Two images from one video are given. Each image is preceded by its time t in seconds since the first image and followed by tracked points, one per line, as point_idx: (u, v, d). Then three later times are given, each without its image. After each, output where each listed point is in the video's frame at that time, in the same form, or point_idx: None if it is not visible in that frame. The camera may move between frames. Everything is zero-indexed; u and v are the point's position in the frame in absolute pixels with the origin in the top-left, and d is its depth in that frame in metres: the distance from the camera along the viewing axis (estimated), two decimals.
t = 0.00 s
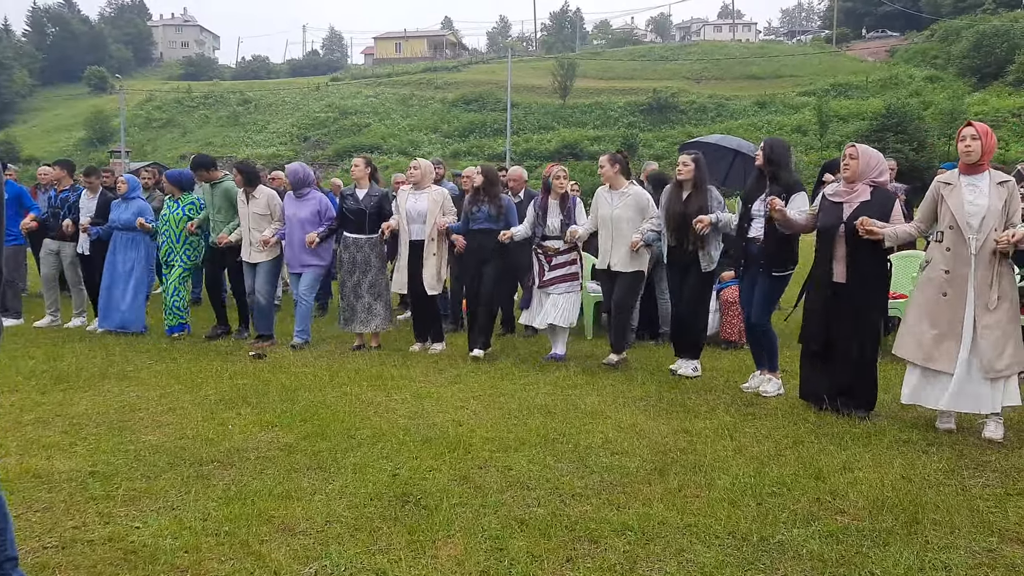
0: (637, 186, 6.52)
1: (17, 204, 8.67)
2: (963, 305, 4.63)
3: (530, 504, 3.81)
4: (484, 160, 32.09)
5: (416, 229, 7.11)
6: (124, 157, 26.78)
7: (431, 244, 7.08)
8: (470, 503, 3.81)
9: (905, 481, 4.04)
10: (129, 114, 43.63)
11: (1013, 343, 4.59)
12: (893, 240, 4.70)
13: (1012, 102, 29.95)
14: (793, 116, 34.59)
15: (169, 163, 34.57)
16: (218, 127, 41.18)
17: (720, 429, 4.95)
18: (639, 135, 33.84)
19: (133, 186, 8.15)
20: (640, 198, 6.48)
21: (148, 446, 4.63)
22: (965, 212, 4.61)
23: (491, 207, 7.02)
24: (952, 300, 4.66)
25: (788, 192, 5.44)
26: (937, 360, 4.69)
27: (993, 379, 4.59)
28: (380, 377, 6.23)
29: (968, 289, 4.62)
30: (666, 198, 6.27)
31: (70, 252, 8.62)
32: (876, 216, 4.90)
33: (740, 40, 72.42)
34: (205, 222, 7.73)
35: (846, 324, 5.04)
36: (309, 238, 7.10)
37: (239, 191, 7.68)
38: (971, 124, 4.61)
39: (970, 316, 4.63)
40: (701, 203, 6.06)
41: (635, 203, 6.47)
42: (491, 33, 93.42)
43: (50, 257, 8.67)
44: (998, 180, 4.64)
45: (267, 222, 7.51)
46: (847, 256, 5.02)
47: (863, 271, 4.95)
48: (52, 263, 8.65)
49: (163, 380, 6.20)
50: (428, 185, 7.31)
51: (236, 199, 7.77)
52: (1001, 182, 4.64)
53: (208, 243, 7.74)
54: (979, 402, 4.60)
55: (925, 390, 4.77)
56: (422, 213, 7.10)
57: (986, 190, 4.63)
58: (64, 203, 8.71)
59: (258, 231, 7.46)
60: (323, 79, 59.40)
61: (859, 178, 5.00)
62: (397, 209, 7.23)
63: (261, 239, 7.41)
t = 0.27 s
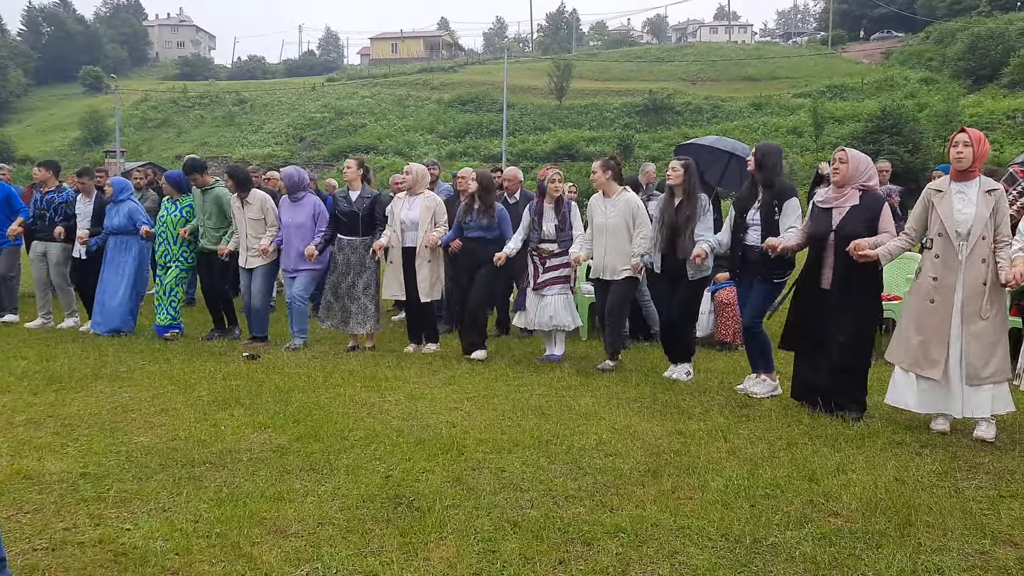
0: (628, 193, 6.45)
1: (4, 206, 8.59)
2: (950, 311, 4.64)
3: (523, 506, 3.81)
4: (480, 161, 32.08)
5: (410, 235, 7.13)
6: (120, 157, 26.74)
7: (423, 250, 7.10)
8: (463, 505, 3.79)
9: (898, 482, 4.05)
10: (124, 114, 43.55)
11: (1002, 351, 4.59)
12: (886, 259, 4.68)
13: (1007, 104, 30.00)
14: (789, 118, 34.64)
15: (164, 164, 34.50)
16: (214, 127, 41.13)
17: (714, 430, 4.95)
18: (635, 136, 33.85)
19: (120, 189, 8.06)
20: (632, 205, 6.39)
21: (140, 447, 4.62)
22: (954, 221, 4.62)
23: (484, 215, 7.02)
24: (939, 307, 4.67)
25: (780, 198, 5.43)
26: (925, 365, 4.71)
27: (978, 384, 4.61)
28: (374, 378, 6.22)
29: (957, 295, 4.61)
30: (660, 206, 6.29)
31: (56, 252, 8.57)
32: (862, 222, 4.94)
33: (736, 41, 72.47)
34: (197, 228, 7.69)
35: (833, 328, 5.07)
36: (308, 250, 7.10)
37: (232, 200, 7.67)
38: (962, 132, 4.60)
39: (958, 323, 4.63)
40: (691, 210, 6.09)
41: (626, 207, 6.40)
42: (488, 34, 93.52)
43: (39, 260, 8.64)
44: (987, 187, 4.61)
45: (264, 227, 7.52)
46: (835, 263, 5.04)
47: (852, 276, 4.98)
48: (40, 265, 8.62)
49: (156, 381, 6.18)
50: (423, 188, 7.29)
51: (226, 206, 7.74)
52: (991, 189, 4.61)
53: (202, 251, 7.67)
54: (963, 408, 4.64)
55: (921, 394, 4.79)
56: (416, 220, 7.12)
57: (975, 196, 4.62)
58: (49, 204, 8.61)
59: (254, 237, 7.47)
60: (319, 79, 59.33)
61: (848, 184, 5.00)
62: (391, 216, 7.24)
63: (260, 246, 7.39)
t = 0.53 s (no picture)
0: (628, 192, 6.47)
1: None
2: (944, 310, 4.65)
3: (516, 507, 3.80)
4: (475, 162, 32.07)
5: (405, 233, 7.15)
6: (114, 156, 26.66)
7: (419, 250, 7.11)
8: (456, 507, 3.79)
9: (891, 484, 4.05)
10: (118, 114, 43.46)
11: (996, 350, 4.59)
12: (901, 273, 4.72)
13: (1000, 107, 30.07)
14: (783, 120, 34.69)
15: (158, 164, 34.44)
16: (208, 127, 41.06)
17: (708, 432, 4.95)
18: (630, 138, 33.87)
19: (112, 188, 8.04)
20: (632, 203, 6.41)
21: (132, 447, 4.60)
22: (948, 219, 4.64)
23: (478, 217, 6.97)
24: (933, 306, 4.68)
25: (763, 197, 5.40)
26: (920, 365, 4.71)
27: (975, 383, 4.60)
28: (368, 379, 6.21)
29: (952, 294, 4.63)
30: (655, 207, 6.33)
31: (44, 251, 8.45)
32: (852, 221, 4.96)
33: (730, 43, 72.61)
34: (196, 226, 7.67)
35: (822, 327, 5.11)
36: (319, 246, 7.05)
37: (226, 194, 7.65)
38: (957, 130, 4.63)
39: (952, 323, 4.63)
40: (684, 210, 6.11)
41: (627, 207, 6.41)
42: (483, 35, 93.50)
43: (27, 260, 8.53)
44: (982, 185, 4.62)
45: (263, 227, 7.45)
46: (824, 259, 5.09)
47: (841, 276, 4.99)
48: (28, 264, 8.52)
49: (149, 381, 6.17)
50: (422, 188, 7.29)
51: (219, 201, 7.70)
52: (985, 187, 4.62)
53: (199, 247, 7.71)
54: (954, 407, 4.63)
55: (907, 394, 4.81)
56: (413, 218, 7.10)
57: (970, 195, 4.63)
58: (35, 201, 8.53)
59: (252, 236, 7.40)
60: (314, 80, 59.24)
61: (844, 184, 5.03)
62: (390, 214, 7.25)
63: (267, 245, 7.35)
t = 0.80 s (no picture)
0: (624, 189, 6.52)
1: None
2: (945, 309, 4.66)
3: (512, 508, 3.80)
4: (471, 163, 32.08)
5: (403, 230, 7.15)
6: (109, 156, 26.63)
7: (414, 248, 7.11)
8: (451, 508, 3.78)
9: (886, 486, 4.05)
10: (114, 114, 43.42)
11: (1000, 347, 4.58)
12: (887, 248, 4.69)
13: (996, 109, 30.11)
14: (779, 122, 34.74)
15: (154, 164, 34.41)
16: (205, 127, 41.03)
17: (703, 433, 4.95)
18: (626, 139, 33.89)
19: (110, 188, 8.07)
20: (626, 201, 6.47)
21: (127, 448, 4.59)
22: (945, 217, 4.67)
23: (474, 211, 7.02)
24: (937, 306, 4.71)
25: (758, 195, 5.39)
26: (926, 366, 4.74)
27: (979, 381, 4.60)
28: (363, 380, 6.20)
29: (951, 292, 4.64)
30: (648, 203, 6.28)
31: (38, 251, 8.44)
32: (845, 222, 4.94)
33: (727, 46, 72.72)
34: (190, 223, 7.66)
35: (827, 330, 5.05)
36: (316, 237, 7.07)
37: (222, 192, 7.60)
38: (950, 130, 4.65)
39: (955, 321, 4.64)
40: (676, 206, 6.11)
41: (623, 204, 6.46)
42: (480, 36, 93.56)
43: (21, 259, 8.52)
44: (977, 182, 4.63)
45: (256, 224, 7.46)
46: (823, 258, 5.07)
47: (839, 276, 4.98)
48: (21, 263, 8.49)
49: (143, 381, 6.16)
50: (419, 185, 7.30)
51: (216, 198, 7.64)
52: (982, 184, 4.63)
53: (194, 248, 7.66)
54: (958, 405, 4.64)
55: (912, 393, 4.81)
56: (409, 215, 7.11)
57: (965, 192, 4.65)
58: (31, 199, 8.53)
59: (246, 233, 7.40)
60: (310, 80, 59.22)
61: (839, 182, 5.04)
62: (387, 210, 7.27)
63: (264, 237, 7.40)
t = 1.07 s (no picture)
0: (615, 198, 6.49)
1: None
2: (932, 317, 4.67)
3: (508, 509, 3.79)
4: (468, 163, 32.07)
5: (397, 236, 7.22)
6: (106, 156, 26.61)
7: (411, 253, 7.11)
8: (448, 508, 3.77)
9: (882, 487, 4.05)
10: (110, 113, 43.35)
11: (987, 356, 4.59)
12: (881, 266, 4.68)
13: (992, 112, 30.15)
14: (776, 123, 34.78)
15: (150, 163, 34.35)
16: (201, 126, 40.98)
17: (700, 434, 4.95)
18: (623, 140, 33.91)
19: (101, 197, 7.99)
20: (617, 209, 6.43)
21: (122, 447, 4.57)
22: (931, 227, 4.66)
23: (466, 217, 6.91)
24: (922, 313, 4.72)
25: (760, 204, 5.42)
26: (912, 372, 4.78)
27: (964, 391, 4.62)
28: (359, 380, 6.19)
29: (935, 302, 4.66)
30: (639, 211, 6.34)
31: (32, 251, 8.43)
32: (838, 232, 4.93)
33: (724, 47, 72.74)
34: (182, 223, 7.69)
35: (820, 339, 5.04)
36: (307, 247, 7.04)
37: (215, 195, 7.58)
38: (936, 141, 4.64)
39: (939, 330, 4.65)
40: (666, 213, 6.14)
41: (612, 212, 6.43)
42: (477, 37, 93.62)
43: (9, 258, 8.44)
44: (966, 193, 4.60)
45: (249, 229, 7.44)
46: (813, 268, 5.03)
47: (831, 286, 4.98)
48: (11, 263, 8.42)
49: (138, 381, 6.14)
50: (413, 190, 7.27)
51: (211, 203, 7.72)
52: (971, 196, 4.59)
53: (187, 247, 7.73)
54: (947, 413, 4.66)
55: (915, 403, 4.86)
56: (404, 221, 7.17)
57: (953, 203, 4.63)
58: (25, 200, 8.37)
59: (238, 237, 7.37)
60: (307, 80, 59.17)
61: (829, 190, 4.99)
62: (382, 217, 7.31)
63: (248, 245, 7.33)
